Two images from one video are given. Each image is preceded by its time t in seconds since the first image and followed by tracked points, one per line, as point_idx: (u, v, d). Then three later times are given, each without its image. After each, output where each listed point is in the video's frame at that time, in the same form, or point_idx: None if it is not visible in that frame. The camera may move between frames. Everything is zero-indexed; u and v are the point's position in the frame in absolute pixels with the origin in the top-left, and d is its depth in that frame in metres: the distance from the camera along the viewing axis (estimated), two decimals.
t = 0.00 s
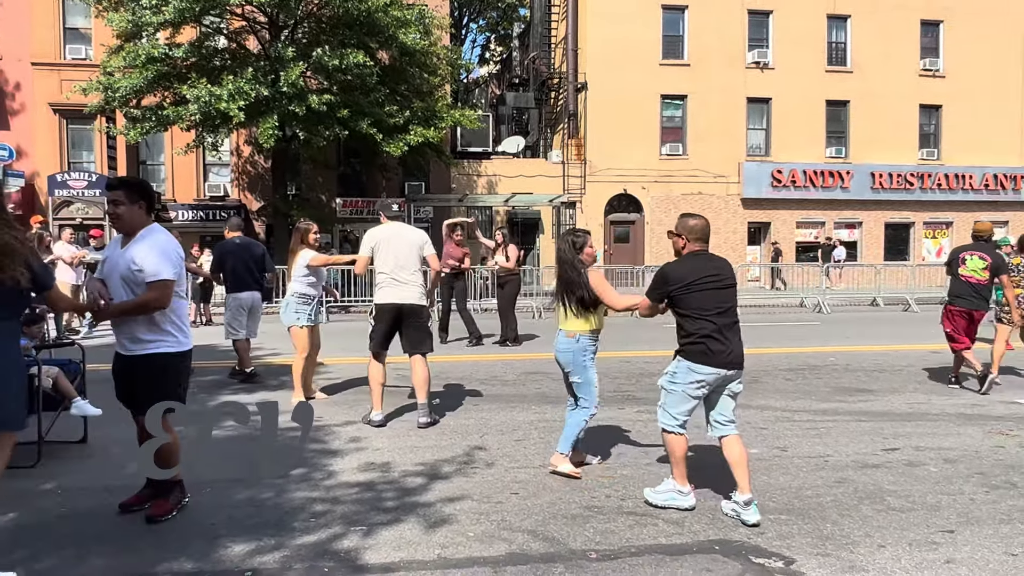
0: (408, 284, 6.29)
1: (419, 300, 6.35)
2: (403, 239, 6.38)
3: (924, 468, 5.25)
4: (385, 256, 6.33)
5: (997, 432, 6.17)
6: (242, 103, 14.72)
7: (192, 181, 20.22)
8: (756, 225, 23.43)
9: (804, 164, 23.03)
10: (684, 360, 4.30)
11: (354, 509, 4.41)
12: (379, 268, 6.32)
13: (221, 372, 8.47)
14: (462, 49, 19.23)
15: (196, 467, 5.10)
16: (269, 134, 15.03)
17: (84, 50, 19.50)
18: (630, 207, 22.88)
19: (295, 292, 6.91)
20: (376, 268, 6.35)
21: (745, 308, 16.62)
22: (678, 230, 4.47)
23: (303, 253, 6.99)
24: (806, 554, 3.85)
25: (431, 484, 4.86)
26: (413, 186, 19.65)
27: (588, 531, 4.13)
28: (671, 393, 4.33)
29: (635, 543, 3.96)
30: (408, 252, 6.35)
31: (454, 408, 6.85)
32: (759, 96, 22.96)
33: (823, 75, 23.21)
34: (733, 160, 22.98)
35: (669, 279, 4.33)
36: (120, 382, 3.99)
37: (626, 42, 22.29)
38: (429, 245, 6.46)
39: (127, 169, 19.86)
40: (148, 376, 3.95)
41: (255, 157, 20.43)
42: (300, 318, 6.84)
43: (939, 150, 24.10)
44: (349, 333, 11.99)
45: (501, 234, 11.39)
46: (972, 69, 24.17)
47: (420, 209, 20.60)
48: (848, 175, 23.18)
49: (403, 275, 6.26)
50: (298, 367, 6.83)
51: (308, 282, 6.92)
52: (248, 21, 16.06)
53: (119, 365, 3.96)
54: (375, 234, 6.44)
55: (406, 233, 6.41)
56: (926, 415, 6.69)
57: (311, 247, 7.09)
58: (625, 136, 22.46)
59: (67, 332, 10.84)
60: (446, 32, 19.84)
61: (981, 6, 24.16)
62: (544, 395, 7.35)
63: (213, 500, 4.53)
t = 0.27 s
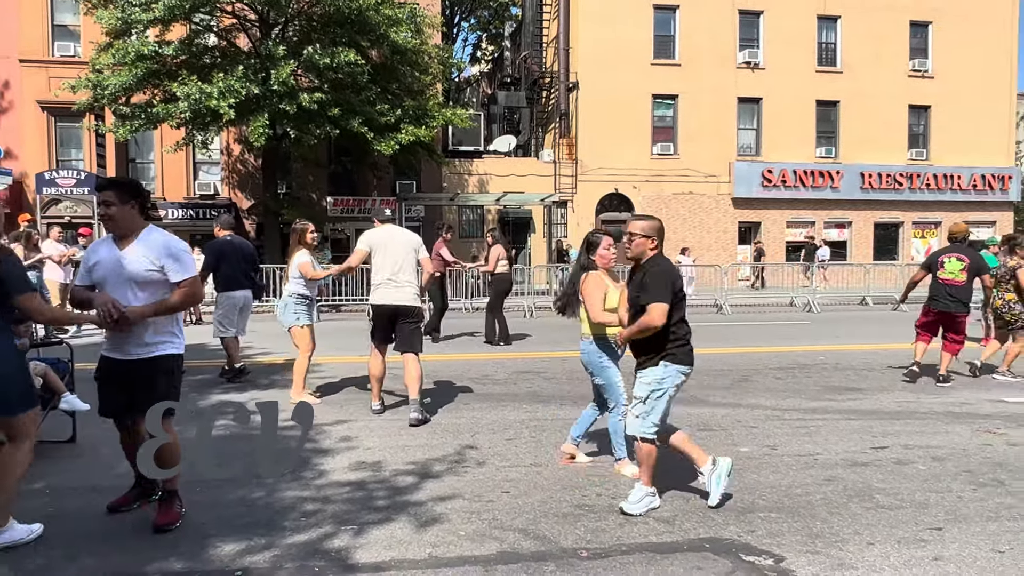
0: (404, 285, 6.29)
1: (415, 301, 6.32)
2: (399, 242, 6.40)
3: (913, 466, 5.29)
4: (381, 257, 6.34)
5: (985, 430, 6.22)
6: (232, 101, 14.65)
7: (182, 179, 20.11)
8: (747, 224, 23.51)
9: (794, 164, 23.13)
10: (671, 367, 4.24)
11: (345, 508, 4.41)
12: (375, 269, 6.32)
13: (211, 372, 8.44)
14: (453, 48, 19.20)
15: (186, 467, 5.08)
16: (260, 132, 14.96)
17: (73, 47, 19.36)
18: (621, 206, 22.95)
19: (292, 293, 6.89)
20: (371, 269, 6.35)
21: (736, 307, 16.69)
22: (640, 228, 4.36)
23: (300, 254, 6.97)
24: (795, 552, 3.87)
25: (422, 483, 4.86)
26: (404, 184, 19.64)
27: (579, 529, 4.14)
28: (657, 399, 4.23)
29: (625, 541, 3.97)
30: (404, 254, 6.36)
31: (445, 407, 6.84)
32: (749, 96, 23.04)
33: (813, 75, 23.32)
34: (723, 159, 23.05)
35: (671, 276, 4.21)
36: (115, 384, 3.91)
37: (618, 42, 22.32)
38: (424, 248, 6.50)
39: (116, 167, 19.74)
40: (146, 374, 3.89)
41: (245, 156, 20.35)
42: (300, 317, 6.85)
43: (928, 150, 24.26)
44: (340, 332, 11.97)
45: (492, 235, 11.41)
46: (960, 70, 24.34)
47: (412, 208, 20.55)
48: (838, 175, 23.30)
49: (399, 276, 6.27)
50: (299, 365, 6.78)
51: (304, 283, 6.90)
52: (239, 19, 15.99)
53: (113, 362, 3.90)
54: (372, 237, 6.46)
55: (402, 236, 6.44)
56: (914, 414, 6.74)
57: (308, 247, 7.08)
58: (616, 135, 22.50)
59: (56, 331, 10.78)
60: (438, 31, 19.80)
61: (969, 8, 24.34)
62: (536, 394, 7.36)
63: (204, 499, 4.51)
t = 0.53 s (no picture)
0: (400, 283, 6.31)
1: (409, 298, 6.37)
2: (391, 240, 6.41)
3: (902, 465, 5.32)
4: (373, 256, 6.34)
5: (973, 429, 6.26)
6: (223, 99, 14.59)
7: (172, 177, 20.01)
8: (738, 224, 23.59)
9: (785, 164, 23.23)
10: (639, 359, 4.36)
11: (336, 508, 4.40)
12: (368, 268, 6.32)
13: (201, 371, 8.40)
14: (445, 47, 19.16)
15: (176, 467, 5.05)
16: (250, 130, 14.89)
17: (62, 44, 19.23)
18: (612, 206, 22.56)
19: (281, 292, 6.87)
20: (364, 269, 6.34)
21: (727, 306, 16.73)
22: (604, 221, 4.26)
23: (293, 254, 6.94)
24: (785, 550, 3.89)
25: (413, 482, 4.85)
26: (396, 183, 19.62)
27: (571, 528, 4.14)
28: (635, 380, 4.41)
29: (616, 540, 3.98)
30: (396, 253, 6.38)
31: (437, 406, 6.83)
32: (740, 96, 23.13)
33: (803, 75, 23.42)
34: (714, 159, 23.12)
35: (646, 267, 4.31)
36: (114, 381, 3.79)
37: (610, 42, 22.35)
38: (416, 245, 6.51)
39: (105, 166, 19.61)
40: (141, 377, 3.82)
41: (236, 154, 20.26)
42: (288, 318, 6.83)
43: (917, 150, 24.41)
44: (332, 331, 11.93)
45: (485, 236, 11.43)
46: (949, 71, 24.50)
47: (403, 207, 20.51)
48: (828, 175, 23.41)
49: (393, 274, 6.28)
50: (292, 365, 6.75)
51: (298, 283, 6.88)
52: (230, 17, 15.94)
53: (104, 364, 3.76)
54: (363, 236, 6.44)
55: (392, 234, 6.43)
56: (903, 412, 6.78)
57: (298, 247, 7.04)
58: (608, 135, 22.53)
59: (45, 331, 10.71)
60: (430, 30, 19.76)
61: (958, 9, 24.50)
62: (528, 393, 7.36)
63: (194, 499, 4.49)
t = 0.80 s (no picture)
0: (405, 281, 6.39)
1: (411, 296, 6.47)
2: (393, 237, 6.49)
3: (891, 463, 5.35)
4: (377, 253, 6.42)
5: (962, 427, 6.31)
6: (213, 98, 14.52)
7: (162, 176, 19.91)
8: (729, 223, 23.67)
9: (775, 164, 23.32)
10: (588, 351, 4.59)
11: (327, 507, 4.38)
12: (371, 265, 6.37)
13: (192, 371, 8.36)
14: (437, 46, 19.12)
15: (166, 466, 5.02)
16: (241, 129, 14.83)
17: (50, 42, 19.09)
18: (604, 205, 23.05)
19: (278, 289, 6.85)
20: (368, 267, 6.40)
21: (718, 306, 16.78)
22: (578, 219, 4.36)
23: (288, 253, 6.97)
24: (775, 548, 3.91)
25: (405, 482, 4.84)
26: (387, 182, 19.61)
27: (562, 527, 4.15)
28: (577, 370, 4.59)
29: (607, 539, 3.99)
30: (399, 249, 6.45)
31: (429, 405, 6.83)
32: (731, 96, 23.20)
33: (794, 75, 23.52)
34: (706, 159, 23.19)
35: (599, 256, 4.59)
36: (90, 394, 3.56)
37: (602, 41, 22.38)
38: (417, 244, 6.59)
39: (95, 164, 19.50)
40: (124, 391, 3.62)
41: (227, 153, 20.17)
42: (283, 315, 6.81)
43: (906, 150, 24.56)
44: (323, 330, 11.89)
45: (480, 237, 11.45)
46: (939, 71, 24.65)
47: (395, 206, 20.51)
48: (819, 175, 23.52)
49: (397, 271, 6.37)
50: (281, 363, 6.69)
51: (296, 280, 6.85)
52: (220, 15, 15.87)
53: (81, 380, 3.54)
54: (365, 234, 6.53)
55: (393, 231, 6.52)
56: (893, 411, 6.81)
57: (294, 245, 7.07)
58: (599, 134, 22.56)
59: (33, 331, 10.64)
60: (421, 29, 19.73)
61: (947, 10, 24.67)
62: (519, 392, 7.35)
63: (184, 500, 4.47)
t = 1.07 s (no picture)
0: (401, 281, 6.44)
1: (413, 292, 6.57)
2: (391, 235, 6.53)
3: (880, 461, 5.38)
4: (377, 253, 6.46)
5: (950, 425, 6.35)
6: (203, 96, 14.44)
7: (151, 175, 19.81)
8: (719, 223, 23.74)
9: (766, 164, 23.41)
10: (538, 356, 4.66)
11: (318, 507, 4.37)
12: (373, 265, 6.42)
13: (182, 370, 8.33)
14: (428, 45, 19.08)
15: (155, 467, 4.99)
16: (231, 128, 14.76)
17: (39, 40, 18.95)
18: (596, 204, 23.10)
19: (269, 290, 6.87)
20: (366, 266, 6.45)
21: (709, 305, 16.84)
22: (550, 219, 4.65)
23: (276, 251, 6.91)
24: (766, 546, 3.92)
25: (396, 481, 4.83)
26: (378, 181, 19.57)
27: (553, 526, 4.15)
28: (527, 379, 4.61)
29: (598, 538, 3.99)
30: (397, 247, 6.51)
31: (420, 405, 6.82)
32: (722, 96, 23.28)
33: (785, 76, 23.62)
34: (697, 159, 23.25)
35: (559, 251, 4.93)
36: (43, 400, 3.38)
37: (594, 41, 22.40)
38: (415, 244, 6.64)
39: (83, 163, 19.39)
40: (84, 395, 3.41)
41: (217, 152, 20.08)
42: (277, 315, 6.84)
43: (896, 150, 24.70)
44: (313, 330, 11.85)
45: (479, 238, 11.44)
46: (928, 72, 24.81)
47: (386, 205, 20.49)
48: (809, 175, 23.62)
49: (397, 269, 6.44)
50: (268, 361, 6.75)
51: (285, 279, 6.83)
52: (210, 13, 15.80)
53: (44, 385, 3.39)
54: (362, 232, 6.53)
55: (391, 228, 6.55)
56: (882, 410, 6.85)
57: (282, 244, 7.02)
58: (591, 134, 22.59)
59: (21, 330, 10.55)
60: (413, 28, 19.67)
61: (936, 11, 24.83)
62: (510, 392, 7.35)
63: (173, 500, 4.44)
